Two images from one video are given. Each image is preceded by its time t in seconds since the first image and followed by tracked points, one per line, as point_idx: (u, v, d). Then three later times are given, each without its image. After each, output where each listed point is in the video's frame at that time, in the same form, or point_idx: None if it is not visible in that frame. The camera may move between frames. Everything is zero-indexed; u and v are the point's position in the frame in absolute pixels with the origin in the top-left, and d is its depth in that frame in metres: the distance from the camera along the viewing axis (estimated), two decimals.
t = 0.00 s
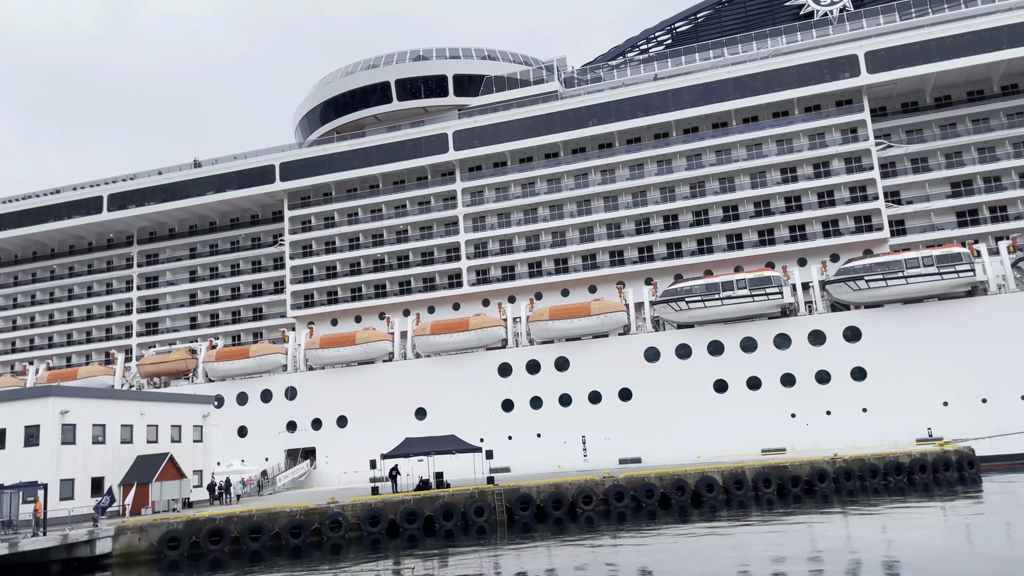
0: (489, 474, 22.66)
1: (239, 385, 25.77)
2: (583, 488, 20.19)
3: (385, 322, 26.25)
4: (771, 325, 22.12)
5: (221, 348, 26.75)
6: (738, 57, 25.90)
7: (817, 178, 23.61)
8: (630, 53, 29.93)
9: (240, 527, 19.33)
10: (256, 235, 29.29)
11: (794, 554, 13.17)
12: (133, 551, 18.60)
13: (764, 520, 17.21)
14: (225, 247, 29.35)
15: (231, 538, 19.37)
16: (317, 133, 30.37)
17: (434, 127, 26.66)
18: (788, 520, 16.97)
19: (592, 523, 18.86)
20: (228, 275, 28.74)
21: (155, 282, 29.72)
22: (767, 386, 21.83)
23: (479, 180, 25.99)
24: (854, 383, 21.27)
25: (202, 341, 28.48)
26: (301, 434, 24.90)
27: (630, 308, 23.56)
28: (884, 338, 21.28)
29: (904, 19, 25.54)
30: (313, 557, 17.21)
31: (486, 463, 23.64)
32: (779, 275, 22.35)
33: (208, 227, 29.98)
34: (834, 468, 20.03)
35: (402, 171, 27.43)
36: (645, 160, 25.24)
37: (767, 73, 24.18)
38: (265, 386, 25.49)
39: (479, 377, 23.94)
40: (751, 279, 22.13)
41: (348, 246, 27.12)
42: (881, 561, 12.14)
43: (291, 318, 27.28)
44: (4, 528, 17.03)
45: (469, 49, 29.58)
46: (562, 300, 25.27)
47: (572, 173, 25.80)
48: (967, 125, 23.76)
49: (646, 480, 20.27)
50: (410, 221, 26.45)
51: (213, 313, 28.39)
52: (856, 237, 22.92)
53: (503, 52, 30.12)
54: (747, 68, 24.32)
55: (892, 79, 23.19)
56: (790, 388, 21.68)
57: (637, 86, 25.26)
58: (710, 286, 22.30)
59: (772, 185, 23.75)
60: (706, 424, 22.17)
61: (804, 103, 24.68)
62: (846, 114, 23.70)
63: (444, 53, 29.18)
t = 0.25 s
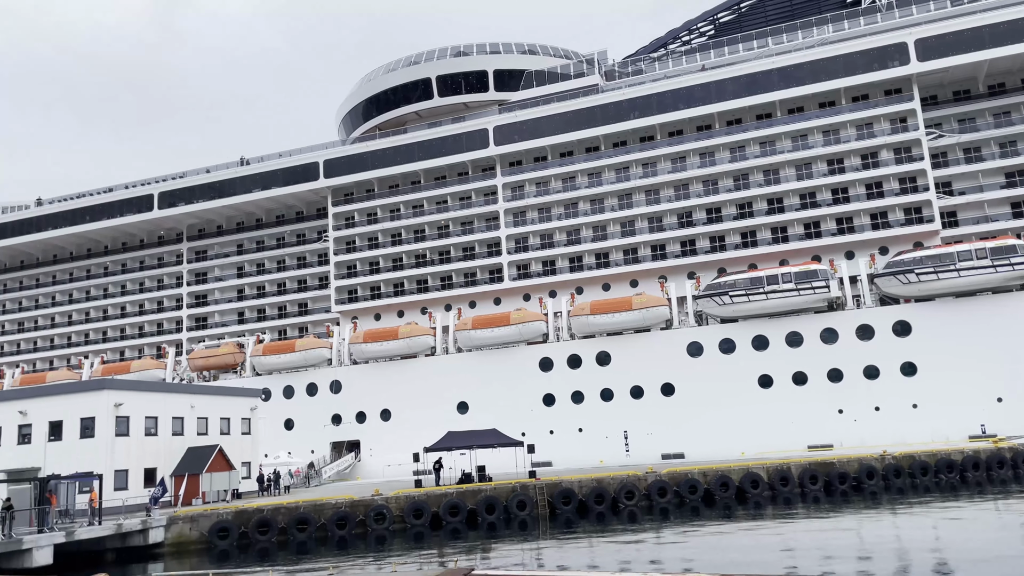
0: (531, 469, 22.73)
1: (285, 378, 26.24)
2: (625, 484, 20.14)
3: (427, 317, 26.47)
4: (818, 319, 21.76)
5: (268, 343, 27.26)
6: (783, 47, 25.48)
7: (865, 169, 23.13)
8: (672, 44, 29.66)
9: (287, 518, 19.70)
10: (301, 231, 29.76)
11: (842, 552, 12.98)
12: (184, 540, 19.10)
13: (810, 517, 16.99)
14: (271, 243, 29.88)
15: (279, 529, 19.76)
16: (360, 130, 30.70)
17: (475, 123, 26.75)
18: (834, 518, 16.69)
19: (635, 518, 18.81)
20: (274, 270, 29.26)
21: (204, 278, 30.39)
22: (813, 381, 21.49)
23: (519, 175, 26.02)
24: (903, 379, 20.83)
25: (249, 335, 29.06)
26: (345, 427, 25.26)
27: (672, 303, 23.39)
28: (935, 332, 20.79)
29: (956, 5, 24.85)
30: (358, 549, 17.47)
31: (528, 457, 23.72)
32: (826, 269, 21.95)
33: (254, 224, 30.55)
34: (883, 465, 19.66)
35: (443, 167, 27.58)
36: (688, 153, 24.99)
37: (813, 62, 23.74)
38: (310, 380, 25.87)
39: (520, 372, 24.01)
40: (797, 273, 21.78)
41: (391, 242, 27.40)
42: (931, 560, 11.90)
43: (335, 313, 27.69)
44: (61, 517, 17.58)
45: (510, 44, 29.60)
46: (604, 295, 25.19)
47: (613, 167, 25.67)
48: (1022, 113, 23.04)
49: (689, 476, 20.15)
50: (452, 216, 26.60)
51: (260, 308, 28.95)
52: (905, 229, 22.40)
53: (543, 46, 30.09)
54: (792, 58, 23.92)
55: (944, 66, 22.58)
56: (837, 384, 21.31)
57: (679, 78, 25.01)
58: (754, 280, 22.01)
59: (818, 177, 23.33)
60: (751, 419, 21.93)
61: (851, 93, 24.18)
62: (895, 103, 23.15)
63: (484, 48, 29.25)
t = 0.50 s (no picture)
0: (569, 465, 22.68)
1: (325, 374, 26.55)
2: (664, 481, 19.97)
3: (465, 313, 26.55)
4: (862, 315, 21.34)
5: (309, 339, 27.60)
6: (826, 37, 25.01)
7: (911, 161, 22.59)
8: (711, 37, 29.30)
9: (328, 512, 19.92)
10: (340, 228, 30.06)
11: (888, 551, 12.72)
12: (228, 533, 19.45)
13: (854, 516, 16.67)
14: (311, 241, 30.24)
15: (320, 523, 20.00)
16: (397, 128, 30.89)
17: (512, 119, 26.73)
18: (881, 517, 16.34)
19: (675, 516, 18.65)
20: (314, 267, 29.62)
21: (246, 275, 30.88)
22: (858, 377, 21.08)
23: (556, 170, 25.93)
24: (951, 375, 20.32)
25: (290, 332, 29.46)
26: (384, 423, 25.47)
27: (712, 298, 23.13)
28: (984, 328, 20.26)
29: None
30: (397, 543, 17.61)
31: (566, 453, 23.66)
32: (870, 263, 21.48)
33: (295, 222, 30.95)
34: (931, 464, 19.23)
35: (480, 163, 27.62)
36: (727, 146, 24.67)
37: (856, 52, 23.25)
38: (350, 375, 26.14)
39: (558, 368, 23.95)
40: (840, 268, 21.34)
41: (429, 239, 27.53)
42: (982, 561, 11.60)
43: (374, 310, 27.92)
44: (110, 510, 18.03)
45: (546, 39, 29.53)
46: (642, 290, 25.00)
47: (651, 161, 25.45)
48: None
49: (730, 473, 19.91)
50: (489, 213, 26.63)
51: (301, 305, 29.33)
52: (953, 222, 21.83)
53: (580, 41, 29.95)
54: (835, 48, 23.45)
55: (993, 54, 21.94)
56: (882, 380, 20.88)
57: (718, 71, 24.70)
58: (796, 275, 21.61)
59: (862, 169, 22.84)
60: (793, 416, 21.59)
61: (896, 83, 23.63)
62: (942, 93, 22.57)
63: (520, 44, 29.22)
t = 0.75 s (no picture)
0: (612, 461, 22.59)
1: (370, 370, 26.85)
2: (710, 478, 19.77)
3: (507, 309, 26.60)
4: (913, 309, 20.85)
5: (353, 335, 27.93)
6: (874, 26, 24.45)
7: (964, 151, 21.97)
8: (755, 27, 28.86)
9: (373, 506, 20.14)
10: (383, 226, 30.35)
11: (942, 550, 12.44)
12: (277, 526, 19.81)
13: (906, 514, 16.32)
14: (355, 239, 30.60)
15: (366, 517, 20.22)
16: (439, 125, 31.06)
17: (553, 114, 26.68)
18: (934, 516, 15.96)
19: (720, 513, 18.46)
20: (357, 264, 29.97)
21: (291, 273, 31.38)
22: (909, 373, 20.60)
23: (598, 165, 25.81)
24: (1008, 371, 19.74)
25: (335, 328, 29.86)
26: (428, 418, 25.67)
27: (757, 293, 22.81)
28: None
29: None
30: (442, 538, 17.75)
31: (610, 450, 23.58)
32: (922, 256, 20.85)
33: (339, 220, 31.35)
34: (986, 462, 18.73)
35: (521, 159, 27.63)
36: (772, 138, 24.27)
37: (906, 40, 22.67)
38: (394, 371, 26.39)
39: (601, 364, 23.87)
40: (891, 261, 20.73)
41: (471, 235, 27.65)
42: None
43: (417, 306, 28.14)
44: (164, 502, 18.52)
45: (587, 34, 29.42)
46: (685, 286, 24.77)
47: (694, 155, 25.17)
48: None
49: (777, 470, 19.61)
50: (530, 209, 26.62)
51: (345, 302, 29.72)
52: (1009, 214, 21.19)
53: (621, 35, 29.77)
54: (884, 36, 22.91)
55: None
56: (935, 376, 20.37)
57: (762, 62, 24.32)
58: (844, 268, 21.10)
59: (912, 160, 22.30)
60: (842, 413, 21.19)
61: (948, 71, 23.01)
62: (997, 81, 21.90)
63: (561, 39, 29.15)
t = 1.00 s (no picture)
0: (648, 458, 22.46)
1: (406, 367, 27.05)
2: (748, 475, 19.55)
3: (541, 306, 26.60)
4: (957, 304, 20.38)
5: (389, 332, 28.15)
6: (915, 15, 23.94)
7: (1010, 141, 21.41)
8: (791, 19, 28.44)
9: (410, 502, 20.19)
10: (417, 223, 30.54)
11: (987, 549, 12.16)
12: (315, 521, 20.04)
13: (950, 513, 15.98)
14: (390, 236, 30.85)
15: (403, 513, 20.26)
16: (472, 122, 31.14)
17: (586, 110, 26.57)
18: (979, 514, 15.61)
19: (759, 510, 18.26)
20: (392, 262, 30.20)
21: (328, 271, 31.73)
22: (953, 369, 20.15)
23: (632, 161, 25.65)
24: None
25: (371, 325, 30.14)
26: (463, 415, 25.77)
27: (795, 288, 22.50)
28: None
29: None
30: (478, 533, 17.83)
31: (646, 447, 23.45)
32: (966, 250, 20.31)
33: (374, 218, 31.62)
34: None
35: (555, 156, 27.58)
36: (810, 131, 23.90)
37: (949, 29, 22.15)
38: (429, 368, 26.55)
39: (636, 360, 23.73)
40: (933, 255, 20.25)
41: (505, 232, 27.70)
42: None
43: (451, 303, 28.27)
44: (206, 497, 18.88)
45: (620, 29, 29.27)
46: (722, 281, 24.52)
47: (730, 149, 24.89)
48: None
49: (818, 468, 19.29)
50: (564, 205, 26.57)
51: (381, 299, 29.97)
52: None
53: (655, 29, 29.55)
54: (925, 25, 22.41)
55: None
56: (980, 372, 19.90)
57: (799, 53, 23.95)
58: (885, 263, 20.72)
59: (956, 151, 21.80)
60: (883, 410, 20.81)
61: (993, 60, 22.43)
62: None
63: (594, 34, 29.04)
